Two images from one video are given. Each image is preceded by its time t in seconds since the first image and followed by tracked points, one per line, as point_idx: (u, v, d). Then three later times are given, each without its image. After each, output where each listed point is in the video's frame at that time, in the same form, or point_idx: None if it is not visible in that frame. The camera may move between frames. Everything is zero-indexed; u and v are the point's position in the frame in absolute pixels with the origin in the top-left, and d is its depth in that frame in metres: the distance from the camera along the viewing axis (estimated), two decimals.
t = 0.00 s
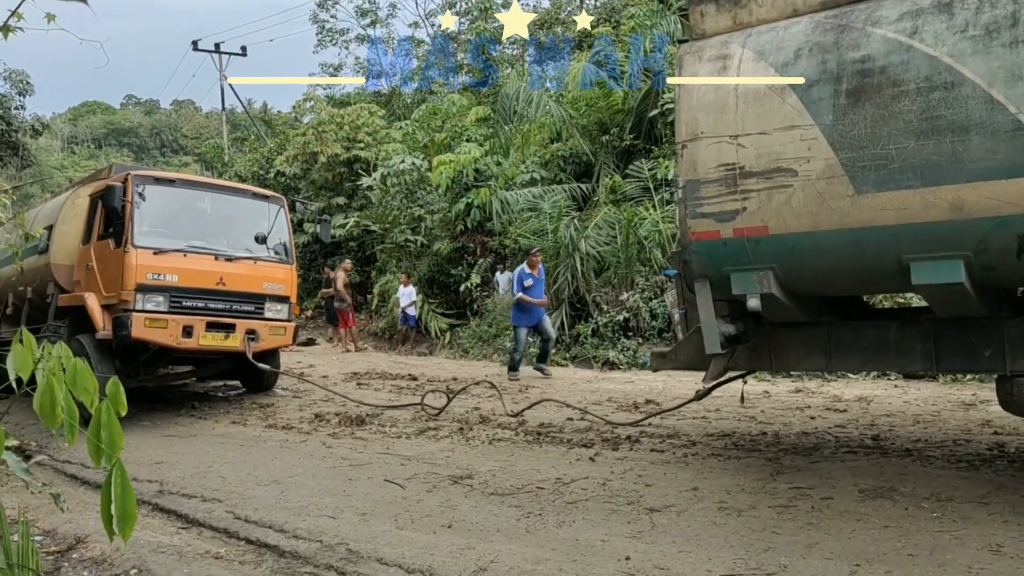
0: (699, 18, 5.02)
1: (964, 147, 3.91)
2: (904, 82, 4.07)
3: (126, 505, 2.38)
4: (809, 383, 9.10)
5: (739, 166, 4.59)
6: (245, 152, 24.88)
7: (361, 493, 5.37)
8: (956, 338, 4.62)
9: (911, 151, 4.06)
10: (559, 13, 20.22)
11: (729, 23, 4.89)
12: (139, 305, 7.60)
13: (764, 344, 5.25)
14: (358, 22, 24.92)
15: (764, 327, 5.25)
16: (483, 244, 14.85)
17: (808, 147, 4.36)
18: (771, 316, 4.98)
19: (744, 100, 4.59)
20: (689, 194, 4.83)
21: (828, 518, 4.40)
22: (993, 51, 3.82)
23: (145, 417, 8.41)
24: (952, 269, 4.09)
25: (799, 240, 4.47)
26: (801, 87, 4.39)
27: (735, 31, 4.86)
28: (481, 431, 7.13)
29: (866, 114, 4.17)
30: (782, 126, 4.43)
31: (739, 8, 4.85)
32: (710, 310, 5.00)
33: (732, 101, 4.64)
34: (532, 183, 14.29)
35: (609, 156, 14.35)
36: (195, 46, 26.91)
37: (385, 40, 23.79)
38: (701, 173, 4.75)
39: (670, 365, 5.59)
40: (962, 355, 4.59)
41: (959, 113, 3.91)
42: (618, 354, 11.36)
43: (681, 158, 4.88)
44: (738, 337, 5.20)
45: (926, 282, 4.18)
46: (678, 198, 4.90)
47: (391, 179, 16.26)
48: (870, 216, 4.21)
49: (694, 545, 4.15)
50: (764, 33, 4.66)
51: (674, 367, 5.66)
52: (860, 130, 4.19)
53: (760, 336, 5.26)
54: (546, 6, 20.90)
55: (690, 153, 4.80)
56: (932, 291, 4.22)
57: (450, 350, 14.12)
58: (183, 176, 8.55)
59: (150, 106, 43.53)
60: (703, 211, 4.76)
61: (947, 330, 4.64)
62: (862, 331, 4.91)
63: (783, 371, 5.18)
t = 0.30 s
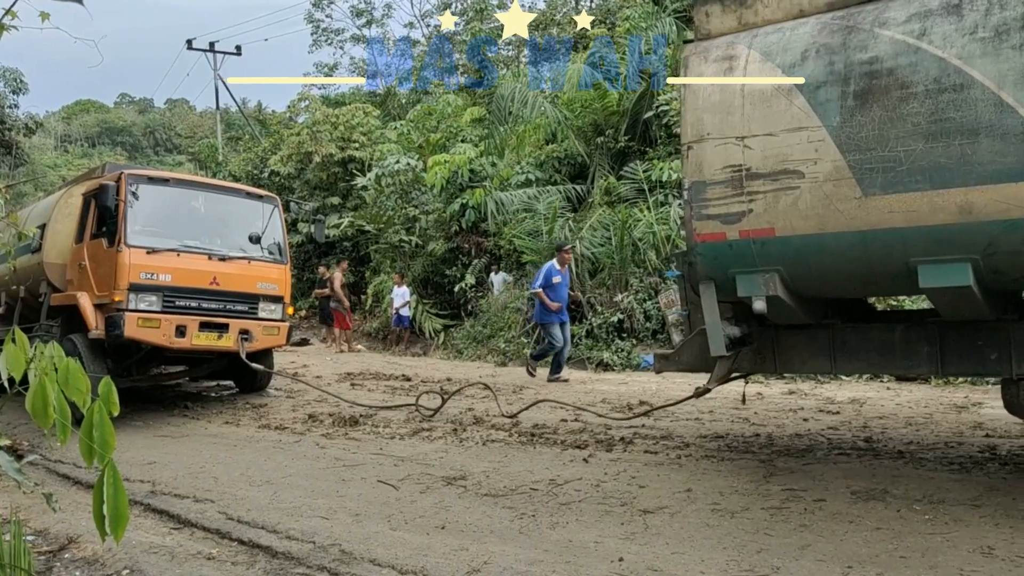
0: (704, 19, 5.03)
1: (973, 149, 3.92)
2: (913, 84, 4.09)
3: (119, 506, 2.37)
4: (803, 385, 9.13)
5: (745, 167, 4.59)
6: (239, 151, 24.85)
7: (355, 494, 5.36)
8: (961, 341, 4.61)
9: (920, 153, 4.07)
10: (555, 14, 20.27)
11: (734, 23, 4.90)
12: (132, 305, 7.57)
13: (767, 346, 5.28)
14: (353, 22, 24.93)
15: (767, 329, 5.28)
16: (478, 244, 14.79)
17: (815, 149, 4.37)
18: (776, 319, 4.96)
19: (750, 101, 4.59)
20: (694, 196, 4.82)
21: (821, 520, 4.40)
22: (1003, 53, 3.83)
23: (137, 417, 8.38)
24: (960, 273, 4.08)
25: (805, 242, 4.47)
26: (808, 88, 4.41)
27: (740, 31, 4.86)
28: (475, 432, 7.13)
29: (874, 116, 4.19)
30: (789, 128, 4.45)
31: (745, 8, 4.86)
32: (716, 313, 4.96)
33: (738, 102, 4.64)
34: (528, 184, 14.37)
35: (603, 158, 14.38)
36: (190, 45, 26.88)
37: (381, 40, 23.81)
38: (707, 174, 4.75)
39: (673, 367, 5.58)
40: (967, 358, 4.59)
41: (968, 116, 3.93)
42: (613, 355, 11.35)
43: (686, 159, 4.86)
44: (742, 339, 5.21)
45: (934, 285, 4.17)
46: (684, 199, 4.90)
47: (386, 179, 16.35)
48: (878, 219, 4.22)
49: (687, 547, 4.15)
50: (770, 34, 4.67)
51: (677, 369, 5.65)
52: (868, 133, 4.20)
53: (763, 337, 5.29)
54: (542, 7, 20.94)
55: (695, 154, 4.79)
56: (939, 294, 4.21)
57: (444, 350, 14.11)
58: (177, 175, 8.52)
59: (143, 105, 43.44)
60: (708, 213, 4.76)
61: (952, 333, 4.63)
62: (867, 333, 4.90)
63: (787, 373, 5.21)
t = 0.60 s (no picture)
0: (709, 20, 5.03)
1: (980, 153, 3.93)
2: (919, 87, 4.09)
3: (104, 507, 2.35)
4: (791, 388, 9.16)
5: (749, 170, 4.62)
6: (228, 151, 24.77)
7: (342, 496, 5.34)
8: (964, 345, 4.61)
9: (925, 156, 4.08)
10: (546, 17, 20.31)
11: (738, 25, 4.91)
12: (119, 304, 7.53)
13: (768, 350, 5.30)
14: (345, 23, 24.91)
15: (768, 333, 5.29)
16: (468, 246, 14.76)
17: (820, 152, 4.38)
18: (778, 322, 4.95)
19: (754, 103, 4.61)
20: (698, 198, 4.84)
21: (807, 523, 4.42)
22: (1010, 57, 3.84)
23: (123, 417, 8.33)
24: (965, 277, 4.10)
25: (810, 246, 4.49)
26: (813, 91, 4.42)
27: (745, 33, 4.87)
28: (463, 434, 7.12)
29: (880, 119, 4.20)
30: (794, 130, 4.46)
31: (749, 10, 4.87)
32: (717, 316, 5.01)
33: (743, 105, 4.66)
34: (517, 187, 14.36)
35: (594, 161, 14.40)
36: (179, 44, 26.78)
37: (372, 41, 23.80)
38: (711, 177, 4.77)
39: (672, 370, 5.59)
40: (971, 362, 4.59)
41: (975, 120, 3.94)
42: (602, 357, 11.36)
43: (690, 162, 4.88)
44: (744, 342, 5.20)
45: (939, 290, 4.18)
46: (687, 202, 4.92)
47: (375, 180, 16.30)
48: (884, 222, 4.23)
49: (675, 550, 4.15)
50: (775, 36, 4.68)
51: (676, 372, 5.65)
52: (873, 136, 4.21)
53: (764, 341, 5.30)
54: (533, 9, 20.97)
55: (699, 156, 4.81)
56: (944, 299, 4.23)
57: (433, 352, 14.09)
58: (165, 175, 8.48)
59: (132, 104, 43.23)
60: (712, 215, 4.78)
61: (955, 336, 4.63)
62: (869, 337, 4.89)
63: (789, 377, 5.23)
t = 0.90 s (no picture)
0: (718, 20, 5.01)
1: (995, 154, 3.89)
2: (933, 87, 4.07)
3: (95, 507, 2.35)
4: (785, 390, 9.18)
5: (760, 170, 4.61)
6: (222, 151, 24.76)
7: (335, 497, 5.33)
8: (975, 348, 4.59)
9: (939, 157, 4.05)
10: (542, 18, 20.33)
11: (748, 24, 4.89)
12: (112, 304, 7.51)
13: (776, 352, 5.27)
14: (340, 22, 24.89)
15: (777, 335, 5.26)
16: (462, 247, 14.77)
17: (832, 152, 4.36)
18: (787, 324, 4.91)
19: (766, 103, 4.60)
20: (708, 198, 4.82)
21: (800, 525, 4.43)
22: None
23: (115, 417, 8.31)
24: (978, 278, 4.05)
25: (820, 246, 4.46)
26: (825, 90, 4.40)
27: (754, 32, 4.85)
28: (457, 435, 7.12)
29: (893, 119, 4.18)
30: (805, 130, 4.45)
31: (758, 10, 4.85)
32: (727, 317, 4.94)
33: (753, 104, 4.65)
34: (512, 188, 14.47)
35: (588, 163, 14.43)
36: (174, 43, 26.75)
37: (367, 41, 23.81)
38: (721, 176, 4.75)
39: (679, 372, 5.58)
40: (981, 364, 4.57)
41: (989, 119, 3.91)
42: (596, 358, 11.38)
43: (699, 161, 4.87)
44: (752, 344, 5.18)
45: (951, 291, 4.13)
46: (696, 202, 4.89)
47: (370, 181, 16.39)
48: (897, 223, 4.19)
49: (667, 552, 4.15)
50: (786, 35, 4.65)
51: (682, 374, 5.64)
52: (886, 136, 4.19)
53: (772, 343, 5.27)
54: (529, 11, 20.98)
55: (709, 156, 4.80)
56: (956, 300, 4.17)
57: (427, 353, 14.09)
58: (159, 174, 8.46)
59: (126, 103, 43.18)
60: (722, 215, 4.76)
61: (967, 339, 4.61)
62: (878, 339, 4.87)
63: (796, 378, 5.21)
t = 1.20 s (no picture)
0: (729, 18, 4.95)
1: (1015, 153, 3.86)
2: (951, 86, 4.03)
3: (92, 507, 2.35)
4: (781, 391, 9.19)
5: (774, 169, 4.58)
6: (219, 151, 24.74)
7: (332, 498, 5.33)
8: (990, 350, 4.60)
9: (958, 157, 4.01)
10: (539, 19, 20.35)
11: (760, 22, 4.83)
12: (109, 304, 7.50)
13: (788, 352, 5.26)
14: (337, 22, 24.87)
15: (789, 335, 5.25)
16: (459, 248, 14.78)
17: (848, 152, 4.34)
18: (800, 326, 4.90)
19: (780, 102, 4.56)
20: (721, 197, 4.80)
21: (797, 527, 4.43)
22: None
23: (111, 417, 8.30)
24: (996, 279, 4.03)
25: (836, 246, 4.43)
26: (841, 89, 4.36)
27: (768, 31, 4.79)
28: (454, 436, 7.12)
29: (910, 118, 4.14)
30: (821, 129, 4.41)
31: (772, 7, 4.79)
32: (739, 318, 4.92)
33: (767, 103, 4.61)
34: (510, 188, 14.35)
35: (586, 163, 14.41)
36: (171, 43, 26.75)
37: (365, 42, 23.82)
38: (734, 176, 4.73)
39: (690, 373, 5.58)
40: (996, 366, 4.57)
41: (1009, 119, 3.87)
42: (593, 359, 11.38)
43: (712, 161, 4.84)
44: (765, 345, 5.17)
45: (969, 292, 4.11)
46: (709, 202, 4.87)
47: (367, 181, 16.30)
48: (915, 224, 4.16)
49: (664, 553, 4.15)
50: (800, 34, 4.60)
51: (693, 375, 5.64)
52: (904, 135, 4.15)
53: (784, 344, 5.26)
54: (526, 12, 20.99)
55: (721, 156, 4.77)
56: (974, 301, 4.15)
57: (423, 353, 14.09)
58: (156, 174, 8.46)
59: (122, 103, 43.15)
60: (735, 216, 4.74)
61: (982, 342, 4.62)
62: (892, 340, 4.88)
63: (808, 379, 5.20)
